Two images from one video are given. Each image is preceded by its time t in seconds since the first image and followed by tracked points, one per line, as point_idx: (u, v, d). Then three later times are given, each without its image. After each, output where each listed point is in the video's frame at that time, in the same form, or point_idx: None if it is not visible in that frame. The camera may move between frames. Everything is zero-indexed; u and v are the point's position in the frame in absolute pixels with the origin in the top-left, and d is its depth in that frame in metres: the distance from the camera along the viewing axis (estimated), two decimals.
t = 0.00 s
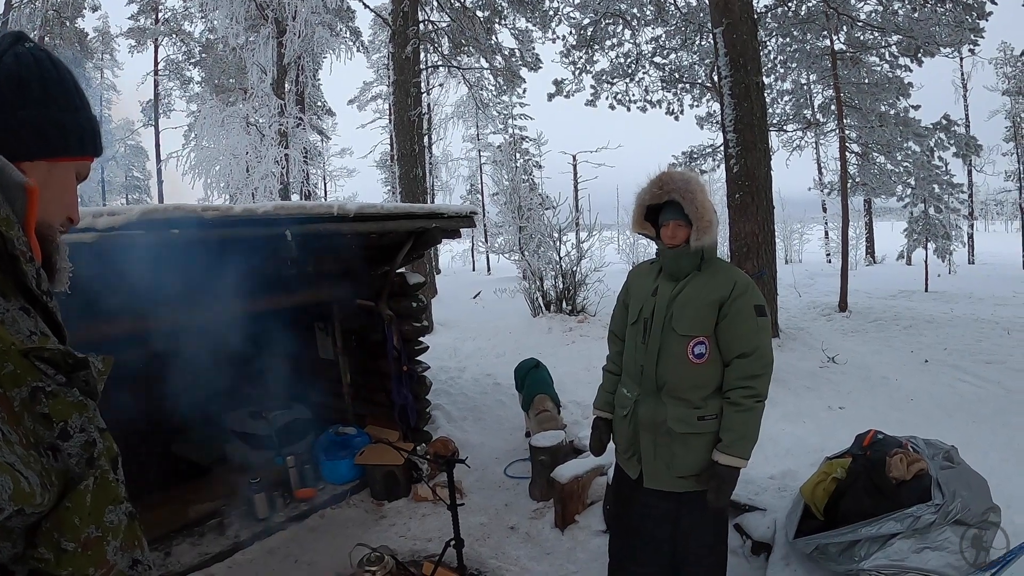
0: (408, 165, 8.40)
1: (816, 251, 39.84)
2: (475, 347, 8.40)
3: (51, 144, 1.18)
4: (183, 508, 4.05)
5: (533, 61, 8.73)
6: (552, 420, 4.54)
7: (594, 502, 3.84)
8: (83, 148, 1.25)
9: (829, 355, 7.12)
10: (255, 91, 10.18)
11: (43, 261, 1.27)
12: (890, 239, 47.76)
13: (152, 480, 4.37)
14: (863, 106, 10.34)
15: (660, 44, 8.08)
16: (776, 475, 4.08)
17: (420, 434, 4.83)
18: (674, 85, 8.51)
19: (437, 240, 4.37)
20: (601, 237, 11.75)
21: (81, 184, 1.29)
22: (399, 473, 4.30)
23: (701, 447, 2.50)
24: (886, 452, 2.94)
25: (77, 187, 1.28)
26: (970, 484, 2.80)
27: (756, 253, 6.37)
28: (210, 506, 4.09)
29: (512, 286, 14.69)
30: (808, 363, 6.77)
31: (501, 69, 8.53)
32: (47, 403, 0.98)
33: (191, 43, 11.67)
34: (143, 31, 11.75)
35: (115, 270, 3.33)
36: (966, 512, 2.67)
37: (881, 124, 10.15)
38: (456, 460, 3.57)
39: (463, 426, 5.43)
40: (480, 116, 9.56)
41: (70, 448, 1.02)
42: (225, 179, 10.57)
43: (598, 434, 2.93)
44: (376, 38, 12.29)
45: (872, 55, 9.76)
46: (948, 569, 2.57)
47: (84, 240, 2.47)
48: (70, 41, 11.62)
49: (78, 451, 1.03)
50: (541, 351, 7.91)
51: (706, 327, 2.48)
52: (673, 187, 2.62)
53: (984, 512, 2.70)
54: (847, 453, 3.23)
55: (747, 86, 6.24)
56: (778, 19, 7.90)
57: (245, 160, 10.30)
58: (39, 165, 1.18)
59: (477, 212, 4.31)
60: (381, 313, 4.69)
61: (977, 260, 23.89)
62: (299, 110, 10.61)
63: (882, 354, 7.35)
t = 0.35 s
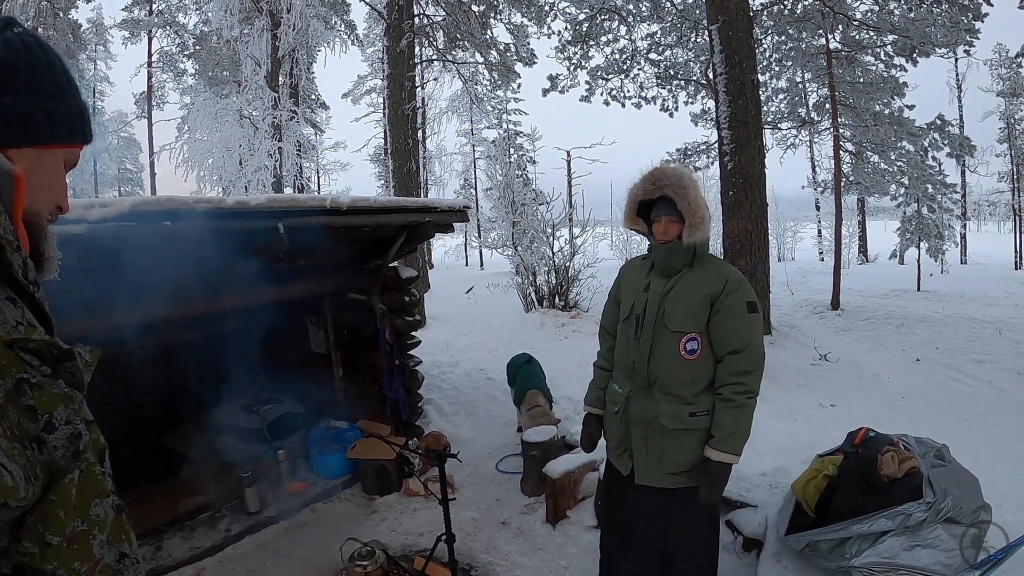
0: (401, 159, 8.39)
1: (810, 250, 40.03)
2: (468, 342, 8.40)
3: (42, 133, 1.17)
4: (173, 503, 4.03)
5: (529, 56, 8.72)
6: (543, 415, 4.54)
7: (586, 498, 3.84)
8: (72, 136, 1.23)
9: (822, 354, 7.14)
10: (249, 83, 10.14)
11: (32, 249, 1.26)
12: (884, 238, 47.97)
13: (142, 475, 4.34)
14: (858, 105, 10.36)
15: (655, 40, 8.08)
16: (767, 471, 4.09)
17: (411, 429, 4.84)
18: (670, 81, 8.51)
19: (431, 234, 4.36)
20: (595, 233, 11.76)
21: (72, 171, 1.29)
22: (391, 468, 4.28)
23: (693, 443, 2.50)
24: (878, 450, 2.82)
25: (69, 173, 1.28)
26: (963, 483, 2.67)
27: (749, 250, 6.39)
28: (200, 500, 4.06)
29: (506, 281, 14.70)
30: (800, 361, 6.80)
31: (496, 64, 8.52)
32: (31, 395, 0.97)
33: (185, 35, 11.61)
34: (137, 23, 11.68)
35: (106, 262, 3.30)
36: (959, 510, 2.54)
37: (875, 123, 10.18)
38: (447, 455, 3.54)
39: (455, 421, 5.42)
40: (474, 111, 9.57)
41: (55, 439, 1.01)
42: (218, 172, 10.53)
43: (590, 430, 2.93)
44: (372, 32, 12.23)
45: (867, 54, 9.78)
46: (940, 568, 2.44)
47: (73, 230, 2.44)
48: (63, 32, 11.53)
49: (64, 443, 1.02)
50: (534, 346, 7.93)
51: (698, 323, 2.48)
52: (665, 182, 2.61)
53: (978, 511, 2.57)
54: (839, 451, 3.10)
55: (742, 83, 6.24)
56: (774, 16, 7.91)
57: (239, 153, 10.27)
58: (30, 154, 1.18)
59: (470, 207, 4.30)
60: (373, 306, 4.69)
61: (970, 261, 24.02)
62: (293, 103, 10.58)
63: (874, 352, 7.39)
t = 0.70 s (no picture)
0: (392, 158, 8.37)
1: (801, 252, 40.25)
2: (458, 341, 8.38)
3: None
4: (157, 503, 3.96)
5: (521, 56, 8.70)
6: (533, 415, 4.51)
7: (575, 499, 3.82)
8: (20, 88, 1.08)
9: (812, 356, 7.15)
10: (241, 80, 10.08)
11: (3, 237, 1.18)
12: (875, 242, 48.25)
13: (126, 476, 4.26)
14: (850, 109, 10.40)
15: (648, 41, 8.08)
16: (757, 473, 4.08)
17: (399, 428, 4.82)
18: (662, 83, 8.52)
19: (421, 232, 4.32)
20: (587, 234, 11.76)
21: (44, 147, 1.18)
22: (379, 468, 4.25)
23: (684, 444, 2.47)
24: (870, 452, 2.78)
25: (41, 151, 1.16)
26: (958, 486, 2.63)
27: (740, 251, 6.40)
28: (186, 500, 4.00)
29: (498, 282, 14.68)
30: (791, 363, 6.81)
31: (489, 63, 8.49)
32: None
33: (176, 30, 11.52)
34: (127, 18, 11.58)
35: (94, 258, 3.25)
36: (953, 513, 2.49)
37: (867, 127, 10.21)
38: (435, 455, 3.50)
39: (445, 421, 5.39)
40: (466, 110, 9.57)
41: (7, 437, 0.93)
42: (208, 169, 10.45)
43: (579, 431, 2.90)
44: (365, 30, 12.18)
45: (859, 58, 9.82)
46: (932, 570, 2.39)
47: (57, 224, 2.39)
48: (52, 26, 11.42)
49: (21, 447, 0.94)
50: (525, 346, 7.91)
51: (689, 324, 2.46)
52: (656, 181, 2.59)
53: (973, 514, 2.53)
54: (831, 453, 3.07)
55: (736, 85, 6.24)
56: (768, 19, 7.92)
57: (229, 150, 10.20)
58: None
59: (460, 205, 4.27)
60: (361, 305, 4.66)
61: (960, 265, 24.18)
62: (284, 100, 10.53)
63: (864, 355, 7.41)
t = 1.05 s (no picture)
0: (389, 155, 8.31)
1: (795, 254, 40.42)
2: (454, 341, 8.32)
3: None
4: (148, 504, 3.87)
5: (519, 54, 8.65)
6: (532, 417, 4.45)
7: (575, 503, 3.76)
8: None
9: (810, 358, 7.13)
10: (235, 74, 10.00)
11: None
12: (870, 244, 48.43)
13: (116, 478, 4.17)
14: (849, 111, 10.39)
15: (648, 41, 8.03)
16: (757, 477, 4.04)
17: (395, 429, 4.75)
18: (661, 83, 8.47)
19: (419, 230, 4.26)
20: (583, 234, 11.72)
21: (7, 126, 0.90)
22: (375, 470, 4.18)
23: (691, 450, 2.41)
24: (875, 456, 2.72)
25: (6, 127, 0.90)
26: (963, 491, 2.57)
27: (739, 253, 6.37)
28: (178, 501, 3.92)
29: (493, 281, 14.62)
30: (788, 365, 6.78)
31: (486, 61, 8.43)
32: None
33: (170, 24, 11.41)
34: (121, 10, 11.44)
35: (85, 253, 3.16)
36: (961, 521, 2.44)
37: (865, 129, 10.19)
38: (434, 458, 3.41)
39: (441, 422, 5.33)
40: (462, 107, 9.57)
41: None
42: (202, 164, 10.32)
43: (582, 436, 2.84)
44: (361, 26, 12.08)
45: (858, 61, 9.80)
46: None
47: (44, 217, 2.31)
48: (44, 18, 11.28)
49: None
50: (521, 346, 7.85)
51: (697, 327, 2.41)
52: (664, 180, 2.53)
53: (980, 521, 2.47)
54: (836, 458, 3.02)
55: (737, 86, 6.19)
56: (768, 20, 7.89)
57: (223, 145, 10.10)
58: None
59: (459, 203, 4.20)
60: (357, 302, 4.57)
61: (954, 269, 24.26)
62: (280, 95, 10.45)
63: (861, 358, 7.38)
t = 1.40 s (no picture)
0: (391, 155, 8.40)
1: (794, 256, 40.54)
2: (455, 340, 8.41)
3: None
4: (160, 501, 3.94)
5: (521, 56, 8.72)
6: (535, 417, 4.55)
7: (578, 500, 3.84)
8: (19, 51, 0.87)
9: (807, 360, 7.23)
10: (239, 74, 10.08)
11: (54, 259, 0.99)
12: (868, 246, 48.58)
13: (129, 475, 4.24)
14: (847, 115, 10.49)
15: (649, 44, 8.11)
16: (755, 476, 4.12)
17: (400, 428, 4.88)
18: (661, 86, 8.56)
19: (425, 232, 4.35)
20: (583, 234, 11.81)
21: (79, 142, 0.98)
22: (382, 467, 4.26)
23: (691, 449, 2.50)
24: (868, 456, 2.79)
25: (76, 145, 0.97)
26: (950, 489, 2.67)
27: (738, 256, 6.47)
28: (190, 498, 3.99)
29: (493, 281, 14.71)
30: (786, 367, 6.88)
31: (487, 62, 8.52)
32: None
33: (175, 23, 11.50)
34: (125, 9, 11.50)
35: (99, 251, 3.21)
36: (949, 516, 2.54)
37: (863, 133, 10.28)
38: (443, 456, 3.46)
39: (444, 420, 5.43)
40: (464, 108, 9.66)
41: (28, 482, 0.74)
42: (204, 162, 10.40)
43: (586, 435, 2.93)
44: (362, 26, 12.15)
45: (856, 66, 9.90)
46: (929, 571, 2.44)
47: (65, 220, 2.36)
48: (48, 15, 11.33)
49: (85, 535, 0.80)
50: (522, 346, 7.94)
51: (697, 331, 2.50)
52: (667, 190, 2.62)
53: (967, 518, 2.58)
54: (832, 457, 3.08)
55: (737, 91, 6.28)
56: (768, 26, 7.97)
57: (226, 144, 10.18)
58: None
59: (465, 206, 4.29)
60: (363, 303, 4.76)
61: (951, 272, 24.35)
62: (282, 95, 10.54)
63: (857, 360, 7.49)
